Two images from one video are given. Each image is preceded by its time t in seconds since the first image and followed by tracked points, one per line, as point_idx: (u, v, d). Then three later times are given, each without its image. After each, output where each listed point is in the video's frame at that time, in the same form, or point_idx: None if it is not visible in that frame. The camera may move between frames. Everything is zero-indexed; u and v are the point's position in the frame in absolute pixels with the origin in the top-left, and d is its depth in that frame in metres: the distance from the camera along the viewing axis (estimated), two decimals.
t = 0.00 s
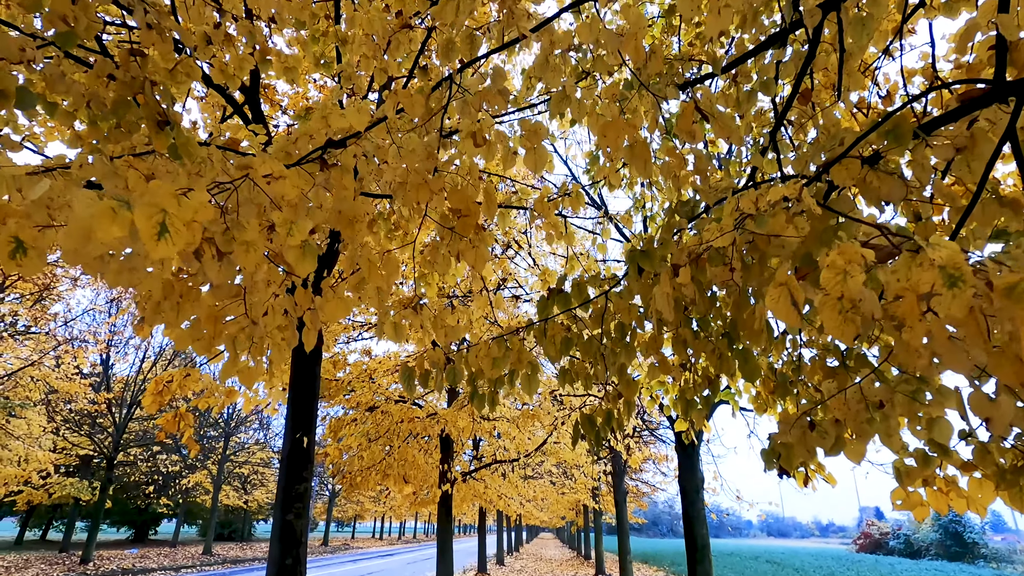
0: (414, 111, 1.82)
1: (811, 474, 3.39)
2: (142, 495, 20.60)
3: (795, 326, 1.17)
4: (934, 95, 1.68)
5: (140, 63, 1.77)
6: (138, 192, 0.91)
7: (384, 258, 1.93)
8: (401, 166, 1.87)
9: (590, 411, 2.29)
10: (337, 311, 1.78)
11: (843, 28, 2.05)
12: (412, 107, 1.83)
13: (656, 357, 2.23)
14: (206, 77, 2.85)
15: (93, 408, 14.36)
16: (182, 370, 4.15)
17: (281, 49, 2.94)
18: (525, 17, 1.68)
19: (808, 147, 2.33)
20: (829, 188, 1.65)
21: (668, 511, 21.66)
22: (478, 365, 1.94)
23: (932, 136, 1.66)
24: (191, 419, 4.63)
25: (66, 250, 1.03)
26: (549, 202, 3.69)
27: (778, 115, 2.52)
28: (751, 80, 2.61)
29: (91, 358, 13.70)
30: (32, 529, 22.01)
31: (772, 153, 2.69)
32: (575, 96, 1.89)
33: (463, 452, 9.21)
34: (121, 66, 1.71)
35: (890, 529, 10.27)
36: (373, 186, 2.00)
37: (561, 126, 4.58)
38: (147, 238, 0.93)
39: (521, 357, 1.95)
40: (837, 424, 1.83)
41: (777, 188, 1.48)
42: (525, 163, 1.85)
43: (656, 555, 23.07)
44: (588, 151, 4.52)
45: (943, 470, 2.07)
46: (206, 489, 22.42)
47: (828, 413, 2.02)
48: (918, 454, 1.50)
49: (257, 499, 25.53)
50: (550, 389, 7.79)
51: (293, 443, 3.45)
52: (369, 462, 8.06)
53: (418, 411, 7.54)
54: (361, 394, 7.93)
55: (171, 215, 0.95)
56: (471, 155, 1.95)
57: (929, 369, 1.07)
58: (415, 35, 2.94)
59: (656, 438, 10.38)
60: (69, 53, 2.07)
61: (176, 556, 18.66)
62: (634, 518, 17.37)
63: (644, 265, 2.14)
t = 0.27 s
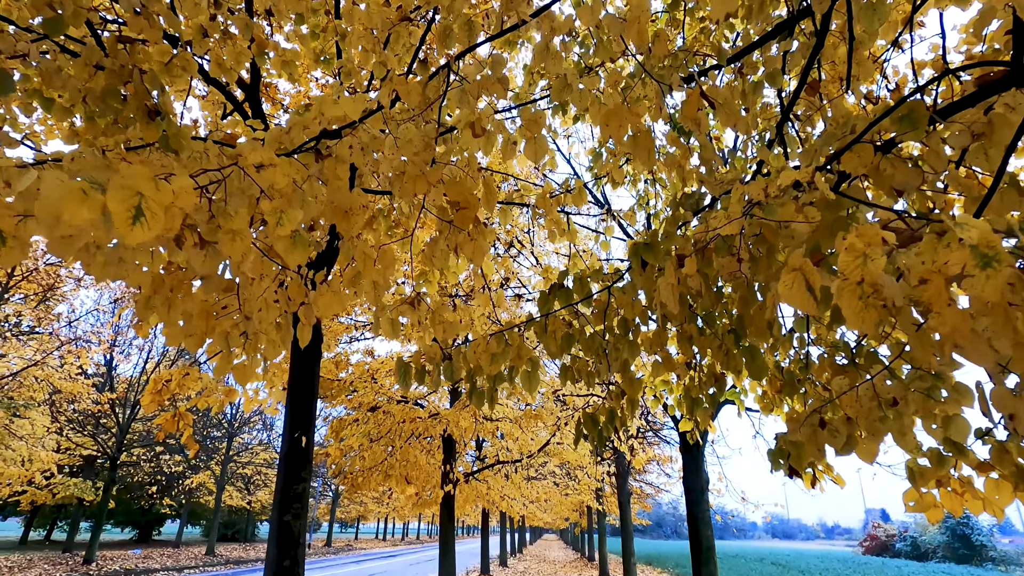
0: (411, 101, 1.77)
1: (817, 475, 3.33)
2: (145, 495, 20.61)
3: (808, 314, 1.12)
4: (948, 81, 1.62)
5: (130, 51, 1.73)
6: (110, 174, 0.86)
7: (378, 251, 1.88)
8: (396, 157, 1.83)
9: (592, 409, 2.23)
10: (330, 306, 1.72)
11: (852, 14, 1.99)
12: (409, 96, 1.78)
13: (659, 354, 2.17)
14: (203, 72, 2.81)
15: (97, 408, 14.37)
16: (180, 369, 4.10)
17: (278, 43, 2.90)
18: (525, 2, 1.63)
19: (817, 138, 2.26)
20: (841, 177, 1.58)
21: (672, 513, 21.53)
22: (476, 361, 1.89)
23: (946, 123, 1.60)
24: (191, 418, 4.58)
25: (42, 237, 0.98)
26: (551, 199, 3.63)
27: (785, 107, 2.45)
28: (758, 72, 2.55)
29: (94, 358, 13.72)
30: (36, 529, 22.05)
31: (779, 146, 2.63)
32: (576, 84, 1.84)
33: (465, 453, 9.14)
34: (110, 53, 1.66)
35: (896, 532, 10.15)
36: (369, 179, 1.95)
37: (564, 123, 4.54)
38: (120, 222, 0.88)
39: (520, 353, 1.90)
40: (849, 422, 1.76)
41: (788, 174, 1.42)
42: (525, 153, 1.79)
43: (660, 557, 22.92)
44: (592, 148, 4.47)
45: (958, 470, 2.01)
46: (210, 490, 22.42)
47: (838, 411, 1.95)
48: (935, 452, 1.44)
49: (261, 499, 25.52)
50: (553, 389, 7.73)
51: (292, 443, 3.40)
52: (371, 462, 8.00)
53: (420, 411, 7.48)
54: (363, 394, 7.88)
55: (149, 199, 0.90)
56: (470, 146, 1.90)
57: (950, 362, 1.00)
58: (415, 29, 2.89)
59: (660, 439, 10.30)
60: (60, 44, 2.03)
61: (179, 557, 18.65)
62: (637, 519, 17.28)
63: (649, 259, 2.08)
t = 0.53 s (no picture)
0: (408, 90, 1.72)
1: (826, 476, 3.26)
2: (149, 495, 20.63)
3: (825, 301, 1.06)
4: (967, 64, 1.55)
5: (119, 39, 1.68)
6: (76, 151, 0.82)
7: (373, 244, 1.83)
8: (393, 147, 1.77)
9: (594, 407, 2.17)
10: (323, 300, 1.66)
11: None
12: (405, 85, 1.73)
13: (664, 351, 2.11)
14: (199, 65, 2.76)
15: (101, 409, 14.38)
16: (179, 368, 4.06)
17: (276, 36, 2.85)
18: None
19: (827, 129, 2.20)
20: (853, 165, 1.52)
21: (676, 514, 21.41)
22: (475, 358, 1.83)
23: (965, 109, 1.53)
24: (190, 418, 4.54)
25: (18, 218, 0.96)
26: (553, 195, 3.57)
27: (794, 98, 2.39)
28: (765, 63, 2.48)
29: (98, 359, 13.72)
30: (41, 528, 22.09)
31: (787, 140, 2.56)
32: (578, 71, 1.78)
33: (468, 453, 9.08)
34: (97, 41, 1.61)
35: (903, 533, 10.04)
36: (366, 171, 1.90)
37: (567, 119, 4.48)
38: (88, 203, 0.85)
39: (521, 350, 1.85)
40: (860, 421, 1.69)
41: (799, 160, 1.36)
42: (525, 142, 1.74)
43: (664, 557, 22.81)
44: (596, 144, 4.42)
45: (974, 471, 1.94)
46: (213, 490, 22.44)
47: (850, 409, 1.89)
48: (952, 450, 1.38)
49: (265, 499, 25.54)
50: (556, 390, 7.67)
51: (291, 442, 3.35)
52: (374, 462, 7.95)
53: (422, 411, 7.43)
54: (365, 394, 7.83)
55: (120, 179, 0.87)
56: (468, 137, 1.85)
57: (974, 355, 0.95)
58: (415, 21, 2.83)
59: (664, 439, 10.21)
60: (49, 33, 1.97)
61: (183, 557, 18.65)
62: (641, 520, 17.17)
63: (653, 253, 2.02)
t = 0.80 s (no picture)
0: (405, 79, 1.67)
1: (834, 477, 3.19)
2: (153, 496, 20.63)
3: (844, 285, 0.99)
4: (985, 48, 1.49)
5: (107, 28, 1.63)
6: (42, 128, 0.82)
7: (369, 237, 1.78)
8: (389, 137, 1.72)
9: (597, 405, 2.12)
10: (316, 294, 1.61)
11: None
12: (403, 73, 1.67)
13: (669, 347, 2.05)
14: (196, 59, 2.73)
15: (104, 409, 14.37)
16: (178, 367, 4.02)
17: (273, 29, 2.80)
18: None
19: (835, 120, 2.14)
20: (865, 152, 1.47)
21: (680, 515, 21.29)
22: (474, 355, 1.77)
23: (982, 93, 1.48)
24: (190, 417, 4.50)
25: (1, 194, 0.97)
26: (556, 191, 3.52)
27: (802, 88, 2.33)
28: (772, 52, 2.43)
29: (101, 359, 13.70)
30: (45, 529, 22.09)
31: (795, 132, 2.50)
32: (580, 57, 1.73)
33: (471, 454, 9.00)
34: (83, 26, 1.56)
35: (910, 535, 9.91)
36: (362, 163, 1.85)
37: (570, 116, 4.43)
38: (55, 183, 0.86)
39: (521, 345, 1.80)
40: (871, 419, 1.63)
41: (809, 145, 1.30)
42: (525, 131, 1.69)
43: (669, 559, 22.68)
44: (599, 141, 4.37)
45: (990, 472, 1.87)
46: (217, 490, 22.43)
47: (863, 407, 1.83)
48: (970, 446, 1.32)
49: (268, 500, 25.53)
50: (560, 389, 7.62)
51: (289, 442, 3.31)
52: (376, 463, 7.90)
53: (424, 411, 7.37)
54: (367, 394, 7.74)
55: (88, 158, 0.86)
56: (467, 128, 1.79)
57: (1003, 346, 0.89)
58: (413, 13, 2.78)
59: (668, 440, 10.13)
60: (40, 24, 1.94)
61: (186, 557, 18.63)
62: (646, 521, 17.09)
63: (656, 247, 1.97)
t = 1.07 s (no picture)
0: (401, 66, 1.61)
1: (842, 477, 3.13)
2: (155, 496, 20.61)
3: (864, 268, 0.94)
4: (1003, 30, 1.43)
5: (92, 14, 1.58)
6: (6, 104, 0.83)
7: (364, 229, 1.73)
8: (384, 125, 1.67)
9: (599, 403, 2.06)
10: (307, 289, 1.56)
11: None
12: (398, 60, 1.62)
13: (673, 343, 2.00)
14: (190, 51, 2.67)
15: (106, 409, 14.34)
16: (176, 366, 3.97)
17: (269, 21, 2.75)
18: None
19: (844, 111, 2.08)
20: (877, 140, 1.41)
21: (683, 516, 21.17)
22: (472, 351, 1.72)
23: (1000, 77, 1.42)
24: (188, 417, 4.45)
25: None
26: (557, 186, 3.47)
27: (810, 78, 2.26)
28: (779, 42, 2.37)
29: (103, 359, 13.67)
30: (48, 530, 22.07)
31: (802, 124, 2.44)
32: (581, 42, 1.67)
33: (473, 454, 8.93)
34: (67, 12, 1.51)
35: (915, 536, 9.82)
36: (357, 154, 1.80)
37: (572, 112, 4.38)
38: (18, 161, 0.87)
39: (520, 340, 1.74)
40: (884, 416, 1.58)
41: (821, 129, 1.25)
42: (524, 119, 1.64)
43: (672, 560, 22.54)
44: (601, 137, 4.31)
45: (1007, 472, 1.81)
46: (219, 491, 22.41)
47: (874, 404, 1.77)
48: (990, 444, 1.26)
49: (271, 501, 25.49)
50: (562, 389, 7.55)
51: (287, 441, 3.27)
52: (377, 463, 7.84)
53: (426, 411, 7.31)
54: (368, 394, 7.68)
55: (55, 136, 0.88)
56: (465, 118, 1.74)
57: None
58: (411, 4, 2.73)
59: (671, 440, 10.06)
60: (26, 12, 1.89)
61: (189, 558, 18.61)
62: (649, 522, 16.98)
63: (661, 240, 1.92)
